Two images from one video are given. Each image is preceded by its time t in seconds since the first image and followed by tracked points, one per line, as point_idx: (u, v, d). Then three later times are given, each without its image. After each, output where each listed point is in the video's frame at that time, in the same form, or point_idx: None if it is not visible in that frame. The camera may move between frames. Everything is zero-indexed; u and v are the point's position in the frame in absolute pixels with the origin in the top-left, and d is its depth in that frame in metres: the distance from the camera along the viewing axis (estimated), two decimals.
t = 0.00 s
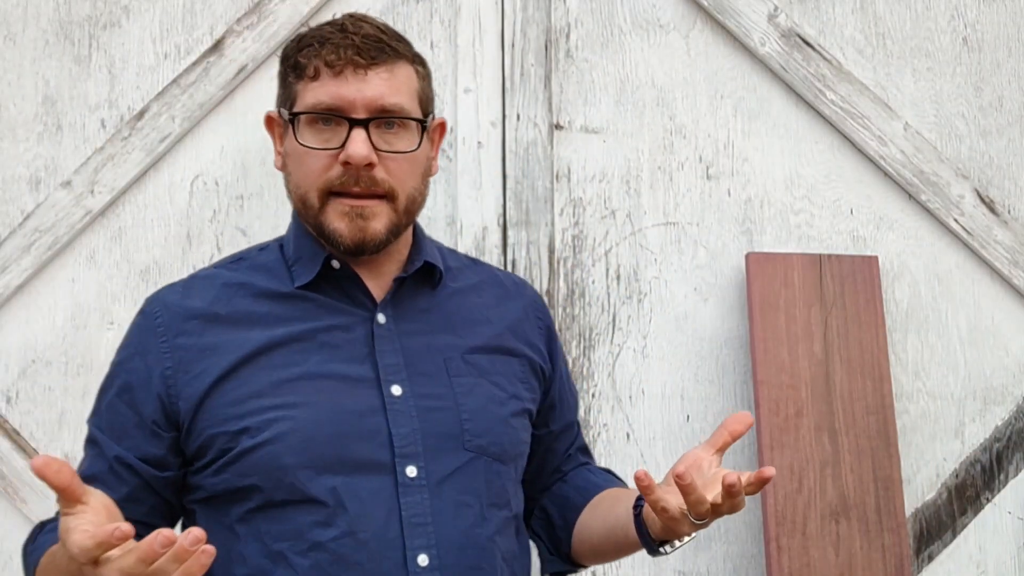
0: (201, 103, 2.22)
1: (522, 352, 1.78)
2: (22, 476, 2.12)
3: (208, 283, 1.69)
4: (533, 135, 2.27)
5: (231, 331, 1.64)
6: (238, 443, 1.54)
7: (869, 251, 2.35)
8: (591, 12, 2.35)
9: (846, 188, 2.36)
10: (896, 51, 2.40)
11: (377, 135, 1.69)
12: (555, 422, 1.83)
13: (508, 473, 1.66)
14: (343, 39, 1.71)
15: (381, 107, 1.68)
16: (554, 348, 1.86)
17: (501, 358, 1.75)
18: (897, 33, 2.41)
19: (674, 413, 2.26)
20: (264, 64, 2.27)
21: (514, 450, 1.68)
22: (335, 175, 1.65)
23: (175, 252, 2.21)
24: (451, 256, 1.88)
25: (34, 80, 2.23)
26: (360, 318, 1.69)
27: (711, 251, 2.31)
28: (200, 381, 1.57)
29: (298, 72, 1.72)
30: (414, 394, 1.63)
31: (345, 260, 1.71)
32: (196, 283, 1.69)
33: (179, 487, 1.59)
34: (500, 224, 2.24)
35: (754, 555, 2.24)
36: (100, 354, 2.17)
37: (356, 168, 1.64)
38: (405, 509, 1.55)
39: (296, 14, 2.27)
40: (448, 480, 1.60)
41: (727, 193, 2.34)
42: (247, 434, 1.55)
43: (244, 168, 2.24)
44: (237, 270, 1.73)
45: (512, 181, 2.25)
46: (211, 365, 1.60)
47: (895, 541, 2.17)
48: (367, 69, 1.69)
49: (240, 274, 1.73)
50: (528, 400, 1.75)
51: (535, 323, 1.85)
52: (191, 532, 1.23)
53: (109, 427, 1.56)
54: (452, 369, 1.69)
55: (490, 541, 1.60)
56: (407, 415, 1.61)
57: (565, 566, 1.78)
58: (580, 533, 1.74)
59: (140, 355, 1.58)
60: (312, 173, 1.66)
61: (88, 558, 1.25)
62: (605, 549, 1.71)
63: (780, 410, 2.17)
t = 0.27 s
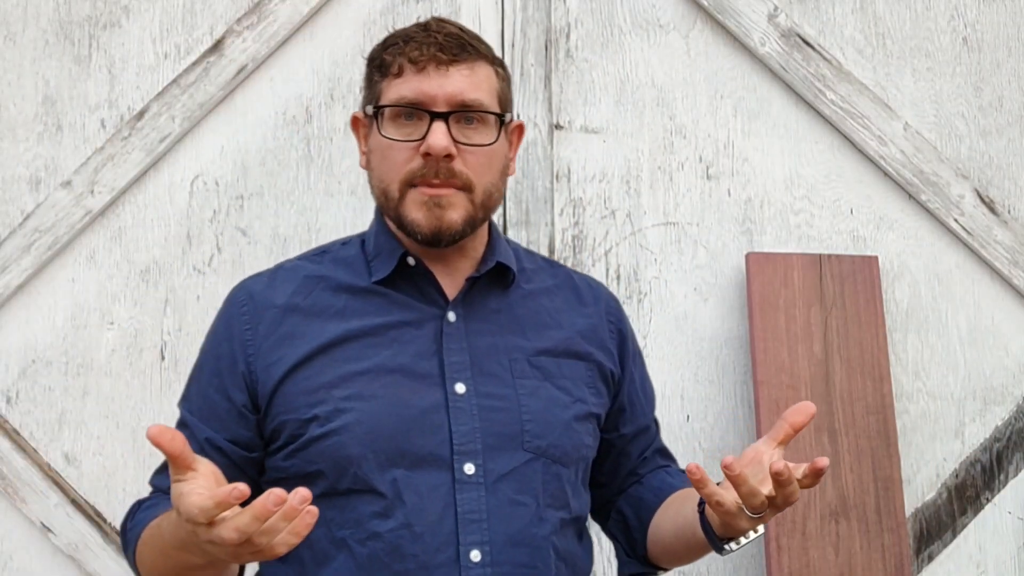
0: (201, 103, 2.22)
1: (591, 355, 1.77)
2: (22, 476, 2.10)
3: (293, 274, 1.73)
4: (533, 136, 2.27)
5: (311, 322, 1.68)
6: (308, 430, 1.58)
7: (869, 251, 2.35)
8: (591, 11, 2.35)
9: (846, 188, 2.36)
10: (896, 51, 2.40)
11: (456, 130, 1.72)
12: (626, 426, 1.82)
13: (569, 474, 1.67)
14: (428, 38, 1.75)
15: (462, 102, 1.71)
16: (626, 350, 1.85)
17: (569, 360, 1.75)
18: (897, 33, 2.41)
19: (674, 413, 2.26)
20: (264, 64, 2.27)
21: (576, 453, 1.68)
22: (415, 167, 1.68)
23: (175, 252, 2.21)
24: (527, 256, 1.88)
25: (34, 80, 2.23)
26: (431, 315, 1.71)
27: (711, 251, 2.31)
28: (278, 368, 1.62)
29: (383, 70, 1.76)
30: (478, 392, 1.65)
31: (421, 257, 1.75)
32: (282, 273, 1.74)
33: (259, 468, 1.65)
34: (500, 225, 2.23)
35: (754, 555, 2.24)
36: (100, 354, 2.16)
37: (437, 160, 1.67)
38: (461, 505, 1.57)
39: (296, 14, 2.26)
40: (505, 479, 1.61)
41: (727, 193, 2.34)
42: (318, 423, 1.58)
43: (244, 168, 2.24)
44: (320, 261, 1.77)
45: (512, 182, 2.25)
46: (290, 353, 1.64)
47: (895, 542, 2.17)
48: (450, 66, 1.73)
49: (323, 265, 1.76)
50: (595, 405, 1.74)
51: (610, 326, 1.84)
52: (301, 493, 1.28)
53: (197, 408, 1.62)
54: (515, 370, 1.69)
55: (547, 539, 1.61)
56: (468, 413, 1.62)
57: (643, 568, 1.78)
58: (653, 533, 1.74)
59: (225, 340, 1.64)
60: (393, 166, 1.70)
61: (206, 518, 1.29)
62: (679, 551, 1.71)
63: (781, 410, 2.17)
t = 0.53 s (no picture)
0: (201, 103, 2.22)
1: (634, 363, 1.75)
2: (22, 476, 2.10)
3: (346, 274, 1.75)
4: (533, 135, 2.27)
5: (360, 321, 1.70)
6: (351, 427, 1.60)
7: (869, 251, 2.35)
8: (592, 12, 2.35)
9: (846, 188, 2.36)
10: (896, 51, 2.40)
11: (509, 139, 1.71)
12: (669, 433, 1.80)
13: (605, 481, 1.65)
14: (484, 47, 1.74)
15: (515, 112, 1.70)
16: (674, 359, 1.81)
17: (612, 369, 1.73)
18: (897, 33, 2.41)
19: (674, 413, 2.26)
20: (264, 64, 2.27)
21: (614, 460, 1.67)
22: (465, 175, 1.67)
23: (176, 252, 2.21)
24: (581, 262, 1.86)
25: (34, 80, 2.23)
26: (476, 320, 1.71)
27: (711, 252, 2.31)
28: (326, 365, 1.64)
29: (439, 77, 1.75)
30: (518, 397, 1.65)
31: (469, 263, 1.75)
32: (336, 270, 1.76)
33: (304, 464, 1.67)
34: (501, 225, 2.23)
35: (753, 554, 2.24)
36: (100, 354, 2.16)
37: (488, 170, 1.66)
38: (494, 506, 1.57)
39: (296, 14, 2.26)
40: (539, 483, 1.61)
41: (727, 193, 2.34)
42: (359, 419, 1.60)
43: (244, 168, 2.24)
44: (371, 259, 1.79)
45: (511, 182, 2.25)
46: (339, 349, 1.66)
47: (895, 541, 2.17)
48: (505, 76, 1.71)
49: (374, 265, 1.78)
50: (637, 412, 1.72)
51: (658, 334, 1.81)
52: (345, 485, 1.28)
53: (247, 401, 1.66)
54: (554, 376, 1.69)
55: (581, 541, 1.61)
56: (506, 417, 1.63)
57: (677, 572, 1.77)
58: (688, 539, 1.74)
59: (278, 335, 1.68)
60: (444, 174, 1.69)
61: (253, 504, 1.30)
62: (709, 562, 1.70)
63: (781, 410, 2.17)
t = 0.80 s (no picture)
0: (201, 103, 2.22)
1: (628, 365, 1.76)
2: (22, 475, 2.10)
3: (346, 270, 1.77)
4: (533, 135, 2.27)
5: (357, 315, 1.72)
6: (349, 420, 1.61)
7: (869, 251, 2.35)
8: (592, 12, 2.35)
9: (846, 188, 2.36)
10: (896, 51, 2.41)
11: (500, 126, 1.74)
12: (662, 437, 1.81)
13: (599, 479, 1.66)
14: (472, 43, 1.80)
15: (505, 99, 1.74)
16: (666, 363, 1.83)
17: (607, 368, 1.74)
18: (897, 33, 2.42)
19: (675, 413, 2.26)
20: (264, 64, 2.27)
21: (608, 459, 1.67)
22: (460, 159, 1.70)
23: (176, 252, 2.21)
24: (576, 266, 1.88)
25: (34, 80, 2.23)
26: (472, 317, 1.72)
27: (711, 251, 2.31)
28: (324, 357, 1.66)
29: (430, 77, 1.81)
30: (514, 392, 1.65)
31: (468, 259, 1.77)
32: (334, 266, 1.79)
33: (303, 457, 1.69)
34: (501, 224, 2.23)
35: (753, 555, 2.24)
36: (100, 354, 2.16)
37: (481, 151, 1.69)
38: (488, 501, 1.58)
39: (296, 14, 2.26)
40: (533, 478, 1.61)
41: (727, 193, 2.34)
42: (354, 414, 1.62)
43: (244, 168, 2.24)
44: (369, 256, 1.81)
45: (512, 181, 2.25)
46: (333, 343, 1.68)
47: (895, 541, 2.17)
48: (493, 67, 1.77)
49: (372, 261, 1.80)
50: (631, 413, 1.73)
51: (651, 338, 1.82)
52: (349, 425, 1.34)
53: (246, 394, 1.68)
54: (550, 374, 1.69)
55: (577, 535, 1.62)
56: (502, 413, 1.63)
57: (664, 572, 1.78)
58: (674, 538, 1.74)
59: (277, 328, 1.70)
60: (438, 162, 1.71)
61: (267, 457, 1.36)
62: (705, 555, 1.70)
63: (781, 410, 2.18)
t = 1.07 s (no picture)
0: (201, 103, 2.22)
1: (602, 357, 1.79)
2: (22, 476, 2.10)
3: (317, 274, 1.81)
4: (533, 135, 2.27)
5: (327, 318, 1.75)
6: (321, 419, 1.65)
7: (869, 251, 2.35)
8: (591, 12, 2.35)
9: (846, 188, 2.36)
10: (896, 51, 2.41)
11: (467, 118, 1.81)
12: (635, 431, 1.83)
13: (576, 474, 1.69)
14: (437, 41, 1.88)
15: (470, 91, 1.82)
16: (639, 357, 1.86)
17: (580, 361, 1.77)
18: (897, 33, 2.42)
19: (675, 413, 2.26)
20: (264, 64, 2.27)
21: (584, 453, 1.70)
22: (430, 150, 1.77)
23: (176, 252, 2.21)
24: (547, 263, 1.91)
25: (34, 80, 2.23)
26: (444, 313, 1.76)
27: (711, 251, 2.31)
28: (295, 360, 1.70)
29: (397, 76, 1.89)
30: (487, 387, 1.68)
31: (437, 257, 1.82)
32: (301, 273, 1.82)
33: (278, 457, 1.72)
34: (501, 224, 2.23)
35: (754, 555, 2.24)
36: (100, 354, 2.16)
37: (450, 140, 1.76)
38: (466, 495, 1.61)
39: (296, 14, 2.26)
40: (510, 473, 1.64)
41: (727, 193, 2.33)
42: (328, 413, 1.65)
43: (244, 168, 2.24)
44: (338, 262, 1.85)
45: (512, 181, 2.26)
46: (304, 347, 1.71)
47: (895, 542, 2.17)
48: (458, 62, 1.85)
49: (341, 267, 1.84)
50: (605, 406, 1.76)
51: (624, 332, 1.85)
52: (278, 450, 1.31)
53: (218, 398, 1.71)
54: (524, 369, 1.73)
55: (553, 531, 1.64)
56: (475, 408, 1.67)
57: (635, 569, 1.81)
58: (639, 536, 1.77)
59: (247, 334, 1.73)
60: (409, 155, 1.78)
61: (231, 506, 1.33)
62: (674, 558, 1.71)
63: (781, 410, 2.18)
